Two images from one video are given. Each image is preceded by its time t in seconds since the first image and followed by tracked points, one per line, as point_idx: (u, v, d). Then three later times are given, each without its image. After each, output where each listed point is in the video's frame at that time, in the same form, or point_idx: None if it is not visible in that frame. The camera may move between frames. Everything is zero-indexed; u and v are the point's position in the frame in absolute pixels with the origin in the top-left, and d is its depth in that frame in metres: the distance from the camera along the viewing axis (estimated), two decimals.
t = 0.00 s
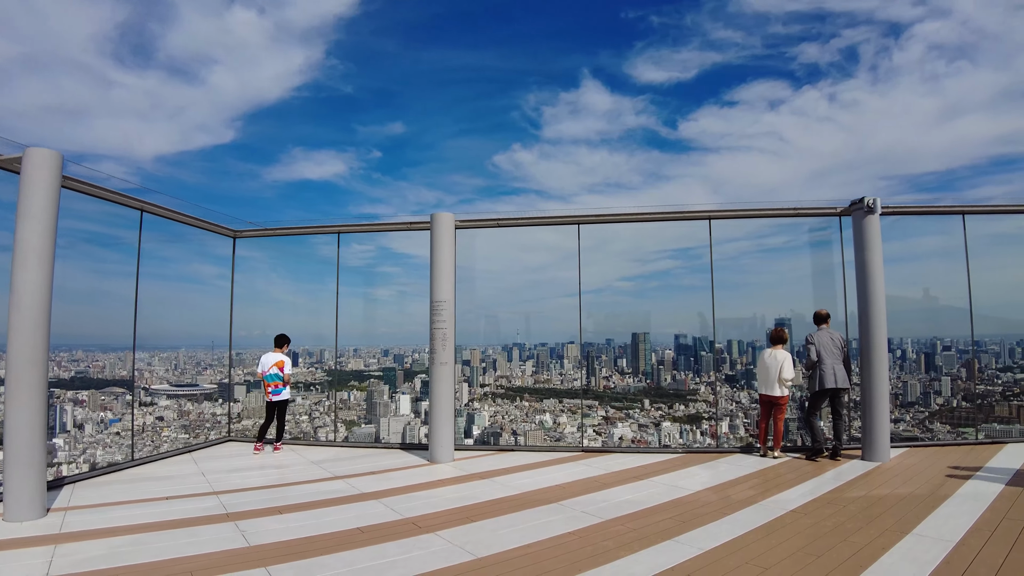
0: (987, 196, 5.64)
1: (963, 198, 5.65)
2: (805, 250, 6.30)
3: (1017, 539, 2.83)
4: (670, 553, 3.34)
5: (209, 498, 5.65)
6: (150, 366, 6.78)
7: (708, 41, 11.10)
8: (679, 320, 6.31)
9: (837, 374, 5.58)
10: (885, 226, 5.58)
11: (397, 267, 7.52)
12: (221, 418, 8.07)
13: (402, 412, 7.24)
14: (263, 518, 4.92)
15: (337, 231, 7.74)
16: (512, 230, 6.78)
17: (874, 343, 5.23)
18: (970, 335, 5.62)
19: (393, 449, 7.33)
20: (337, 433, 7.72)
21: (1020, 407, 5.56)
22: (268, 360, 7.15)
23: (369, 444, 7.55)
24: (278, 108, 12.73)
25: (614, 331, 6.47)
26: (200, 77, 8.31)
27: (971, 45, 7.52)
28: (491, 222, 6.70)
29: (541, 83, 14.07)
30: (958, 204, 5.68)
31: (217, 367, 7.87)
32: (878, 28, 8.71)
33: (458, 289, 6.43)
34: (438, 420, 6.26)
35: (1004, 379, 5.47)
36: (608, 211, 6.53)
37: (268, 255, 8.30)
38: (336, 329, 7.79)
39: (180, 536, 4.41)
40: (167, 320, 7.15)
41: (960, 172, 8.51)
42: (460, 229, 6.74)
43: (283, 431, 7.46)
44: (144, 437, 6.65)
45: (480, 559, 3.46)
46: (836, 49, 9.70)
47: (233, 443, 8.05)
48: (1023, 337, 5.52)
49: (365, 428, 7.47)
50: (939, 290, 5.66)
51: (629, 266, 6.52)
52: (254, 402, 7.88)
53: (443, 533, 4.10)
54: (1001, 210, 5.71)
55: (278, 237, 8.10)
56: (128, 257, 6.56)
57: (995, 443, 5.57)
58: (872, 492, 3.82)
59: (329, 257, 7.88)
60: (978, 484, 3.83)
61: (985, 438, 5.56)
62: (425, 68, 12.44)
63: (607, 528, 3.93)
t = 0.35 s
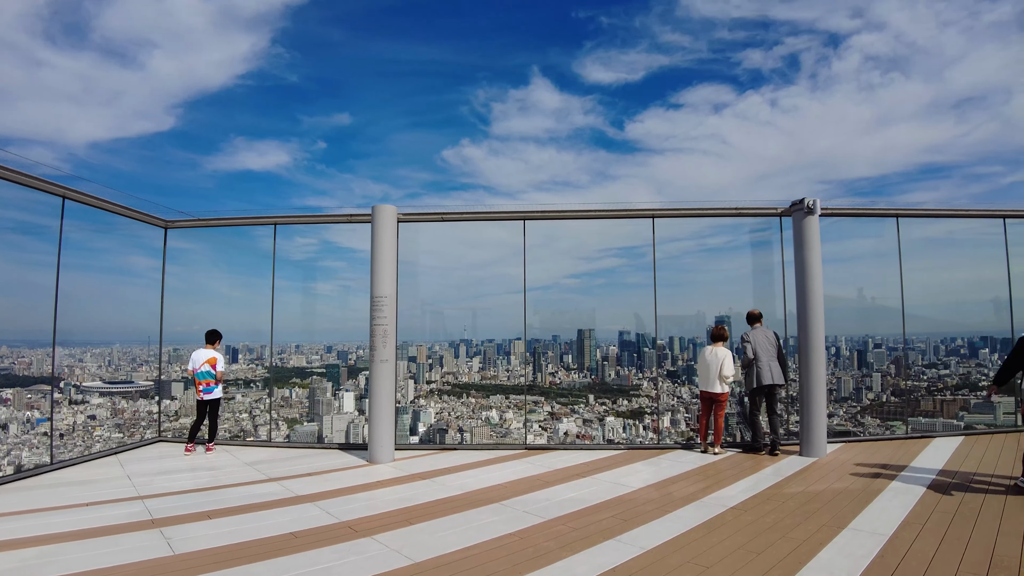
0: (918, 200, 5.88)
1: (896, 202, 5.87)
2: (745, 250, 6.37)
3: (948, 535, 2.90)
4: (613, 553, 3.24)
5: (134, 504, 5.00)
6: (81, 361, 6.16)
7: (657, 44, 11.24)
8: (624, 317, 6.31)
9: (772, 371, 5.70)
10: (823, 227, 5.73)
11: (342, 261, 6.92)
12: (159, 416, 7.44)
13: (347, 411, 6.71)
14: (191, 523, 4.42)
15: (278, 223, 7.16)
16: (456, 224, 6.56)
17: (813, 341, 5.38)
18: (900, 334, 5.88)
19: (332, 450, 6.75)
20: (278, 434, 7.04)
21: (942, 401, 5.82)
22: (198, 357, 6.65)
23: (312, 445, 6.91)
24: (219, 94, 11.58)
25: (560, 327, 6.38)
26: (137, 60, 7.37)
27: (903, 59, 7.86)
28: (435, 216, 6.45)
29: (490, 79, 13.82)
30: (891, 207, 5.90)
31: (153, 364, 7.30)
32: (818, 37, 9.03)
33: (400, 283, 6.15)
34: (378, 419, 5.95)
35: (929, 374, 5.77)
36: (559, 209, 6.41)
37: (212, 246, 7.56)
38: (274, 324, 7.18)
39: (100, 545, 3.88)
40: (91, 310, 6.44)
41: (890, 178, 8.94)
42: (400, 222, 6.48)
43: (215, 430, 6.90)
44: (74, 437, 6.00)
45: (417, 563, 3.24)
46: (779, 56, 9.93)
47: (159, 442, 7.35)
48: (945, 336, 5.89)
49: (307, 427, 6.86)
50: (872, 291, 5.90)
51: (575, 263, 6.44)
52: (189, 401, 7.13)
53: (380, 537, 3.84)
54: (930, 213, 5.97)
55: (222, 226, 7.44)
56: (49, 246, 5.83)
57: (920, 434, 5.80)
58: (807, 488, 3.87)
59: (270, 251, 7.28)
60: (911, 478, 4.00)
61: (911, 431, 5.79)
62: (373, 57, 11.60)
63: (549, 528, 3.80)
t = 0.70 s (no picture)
0: (868, 205, 6.09)
1: (846, 205, 6.06)
2: (699, 250, 6.41)
3: (900, 537, 2.98)
4: (571, 560, 3.15)
5: (68, 514, 4.56)
6: (21, 360, 5.81)
7: (615, 46, 11.30)
8: (582, 315, 6.26)
9: (726, 370, 5.79)
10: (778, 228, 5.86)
11: (296, 258, 6.44)
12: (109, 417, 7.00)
13: (301, 411, 6.36)
14: (129, 536, 4.02)
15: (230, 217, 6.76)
16: (410, 221, 6.33)
17: (768, 340, 5.50)
18: (850, 333, 6.06)
19: (283, 454, 6.43)
20: (230, 435, 6.62)
21: (887, 398, 6.06)
22: (138, 356, 6.27)
23: (266, 447, 6.56)
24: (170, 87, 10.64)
25: (518, 325, 6.29)
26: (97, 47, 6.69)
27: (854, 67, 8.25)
28: (388, 212, 6.21)
29: (448, 77, 13.38)
30: (842, 211, 6.09)
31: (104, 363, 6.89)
32: (771, 44, 9.28)
33: (353, 282, 5.89)
34: (330, 423, 5.68)
35: (875, 372, 6.01)
36: (518, 208, 6.31)
37: (164, 239, 6.97)
38: (217, 323, 6.75)
39: (25, 562, 3.48)
40: (30, 306, 6.02)
41: (840, 183, 9.27)
42: (353, 218, 6.21)
43: (159, 433, 6.46)
44: (14, 439, 5.65)
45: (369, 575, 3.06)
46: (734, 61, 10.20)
47: (100, 446, 6.83)
48: (891, 335, 6.08)
49: (260, 427, 6.50)
50: (823, 292, 6.07)
51: (534, 262, 6.34)
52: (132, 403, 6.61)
53: (330, 547, 3.62)
54: (877, 217, 6.19)
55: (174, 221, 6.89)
56: None
57: (867, 432, 6.03)
58: (763, 489, 3.90)
59: (218, 246, 6.86)
60: (861, 477, 4.15)
61: (860, 428, 6.02)
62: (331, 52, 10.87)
63: (506, 534, 3.68)
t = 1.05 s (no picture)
0: (842, 207, 6.16)
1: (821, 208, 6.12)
2: (676, 251, 6.40)
3: (873, 540, 2.99)
4: (544, 566, 3.08)
5: (26, 523, 4.29)
6: None
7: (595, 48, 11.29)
8: (560, 315, 6.21)
9: (701, 372, 5.79)
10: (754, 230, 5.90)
11: (269, 257, 6.22)
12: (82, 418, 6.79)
13: (277, 412, 6.05)
14: (89, 545, 3.78)
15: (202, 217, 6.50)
16: (384, 220, 6.19)
17: (743, 342, 5.49)
18: (824, 334, 6.12)
19: (251, 457, 6.13)
20: (205, 437, 6.32)
21: (862, 398, 6.10)
22: (103, 359, 5.93)
23: (245, 450, 6.24)
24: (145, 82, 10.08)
25: (496, 326, 6.21)
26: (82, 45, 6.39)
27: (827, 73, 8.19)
28: (361, 212, 6.07)
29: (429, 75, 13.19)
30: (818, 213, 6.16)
31: (73, 363, 6.61)
32: (748, 48, 9.38)
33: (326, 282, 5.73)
34: (300, 425, 5.52)
35: (848, 372, 6.07)
36: (494, 208, 6.19)
37: (141, 238, 6.62)
38: (187, 322, 6.49)
39: None
40: None
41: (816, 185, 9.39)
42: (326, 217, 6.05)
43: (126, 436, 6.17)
44: None
45: None
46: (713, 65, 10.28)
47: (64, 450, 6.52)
48: (865, 335, 6.11)
49: (235, 429, 6.17)
50: (797, 293, 6.12)
51: (508, 264, 6.28)
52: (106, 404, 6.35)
53: (298, 554, 3.49)
54: (852, 220, 6.27)
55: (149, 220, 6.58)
56: None
57: (841, 432, 6.08)
58: (737, 492, 3.89)
59: (187, 244, 6.58)
60: (836, 479, 4.19)
61: (834, 429, 6.07)
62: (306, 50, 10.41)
63: (477, 540, 3.58)
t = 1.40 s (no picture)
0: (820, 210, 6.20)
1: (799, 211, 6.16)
2: (655, 254, 6.36)
3: (848, 540, 2.98)
4: (519, 569, 3.02)
5: None
6: None
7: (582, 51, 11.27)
8: (542, 316, 6.14)
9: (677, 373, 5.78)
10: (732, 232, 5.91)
11: (252, 258, 5.85)
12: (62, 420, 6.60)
13: (258, 415, 5.86)
14: (56, 552, 3.56)
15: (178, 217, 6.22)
16: (363, 220, 6.06)
17: (720, 343, 5.52)
18: (804, 336, 6.16)
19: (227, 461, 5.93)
20: (184, 440, 6.08)
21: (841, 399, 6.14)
22: (74, 362, 5.70)
23: (223, 453, 6.01)
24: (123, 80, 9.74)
25: (479, 327, 6.09)
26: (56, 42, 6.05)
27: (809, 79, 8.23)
28: (339, 212, 5.93)
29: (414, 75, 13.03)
30: (795, 216, 6.20)
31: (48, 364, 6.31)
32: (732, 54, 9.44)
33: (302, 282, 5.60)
34: (274, 429, 5.38)
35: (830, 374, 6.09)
36: (473, 208, 6.08)
37: (119, 238, 6.35)
38: (160, 324, 6.23)
39: None
40: None
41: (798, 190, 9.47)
42: (303, 217, 5.91)
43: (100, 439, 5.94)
44: None
45: None
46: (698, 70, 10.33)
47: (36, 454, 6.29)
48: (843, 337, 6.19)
49: (215, 432, 5.97)
50: (776, 295, 6.16)
51: (491, 265, 6.14)
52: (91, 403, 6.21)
53: (269, 559, 3.37)
54: (829, 223, 6.32)
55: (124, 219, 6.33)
56: None
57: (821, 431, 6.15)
58: (712, 494, 3.89)
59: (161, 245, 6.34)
60: (813, 479, 4.20)
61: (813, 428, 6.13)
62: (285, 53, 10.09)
63: (450, 544, 3.49)
